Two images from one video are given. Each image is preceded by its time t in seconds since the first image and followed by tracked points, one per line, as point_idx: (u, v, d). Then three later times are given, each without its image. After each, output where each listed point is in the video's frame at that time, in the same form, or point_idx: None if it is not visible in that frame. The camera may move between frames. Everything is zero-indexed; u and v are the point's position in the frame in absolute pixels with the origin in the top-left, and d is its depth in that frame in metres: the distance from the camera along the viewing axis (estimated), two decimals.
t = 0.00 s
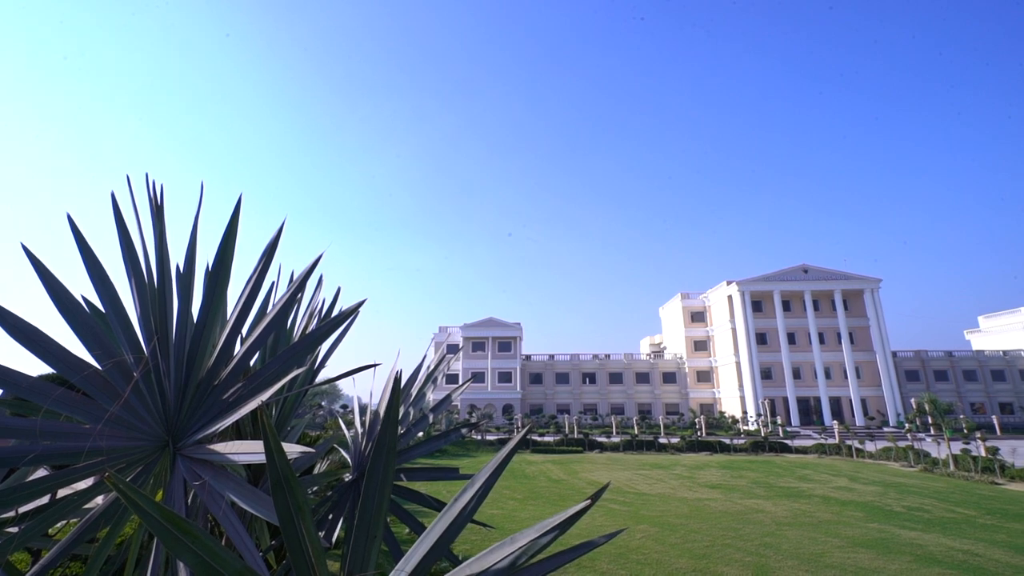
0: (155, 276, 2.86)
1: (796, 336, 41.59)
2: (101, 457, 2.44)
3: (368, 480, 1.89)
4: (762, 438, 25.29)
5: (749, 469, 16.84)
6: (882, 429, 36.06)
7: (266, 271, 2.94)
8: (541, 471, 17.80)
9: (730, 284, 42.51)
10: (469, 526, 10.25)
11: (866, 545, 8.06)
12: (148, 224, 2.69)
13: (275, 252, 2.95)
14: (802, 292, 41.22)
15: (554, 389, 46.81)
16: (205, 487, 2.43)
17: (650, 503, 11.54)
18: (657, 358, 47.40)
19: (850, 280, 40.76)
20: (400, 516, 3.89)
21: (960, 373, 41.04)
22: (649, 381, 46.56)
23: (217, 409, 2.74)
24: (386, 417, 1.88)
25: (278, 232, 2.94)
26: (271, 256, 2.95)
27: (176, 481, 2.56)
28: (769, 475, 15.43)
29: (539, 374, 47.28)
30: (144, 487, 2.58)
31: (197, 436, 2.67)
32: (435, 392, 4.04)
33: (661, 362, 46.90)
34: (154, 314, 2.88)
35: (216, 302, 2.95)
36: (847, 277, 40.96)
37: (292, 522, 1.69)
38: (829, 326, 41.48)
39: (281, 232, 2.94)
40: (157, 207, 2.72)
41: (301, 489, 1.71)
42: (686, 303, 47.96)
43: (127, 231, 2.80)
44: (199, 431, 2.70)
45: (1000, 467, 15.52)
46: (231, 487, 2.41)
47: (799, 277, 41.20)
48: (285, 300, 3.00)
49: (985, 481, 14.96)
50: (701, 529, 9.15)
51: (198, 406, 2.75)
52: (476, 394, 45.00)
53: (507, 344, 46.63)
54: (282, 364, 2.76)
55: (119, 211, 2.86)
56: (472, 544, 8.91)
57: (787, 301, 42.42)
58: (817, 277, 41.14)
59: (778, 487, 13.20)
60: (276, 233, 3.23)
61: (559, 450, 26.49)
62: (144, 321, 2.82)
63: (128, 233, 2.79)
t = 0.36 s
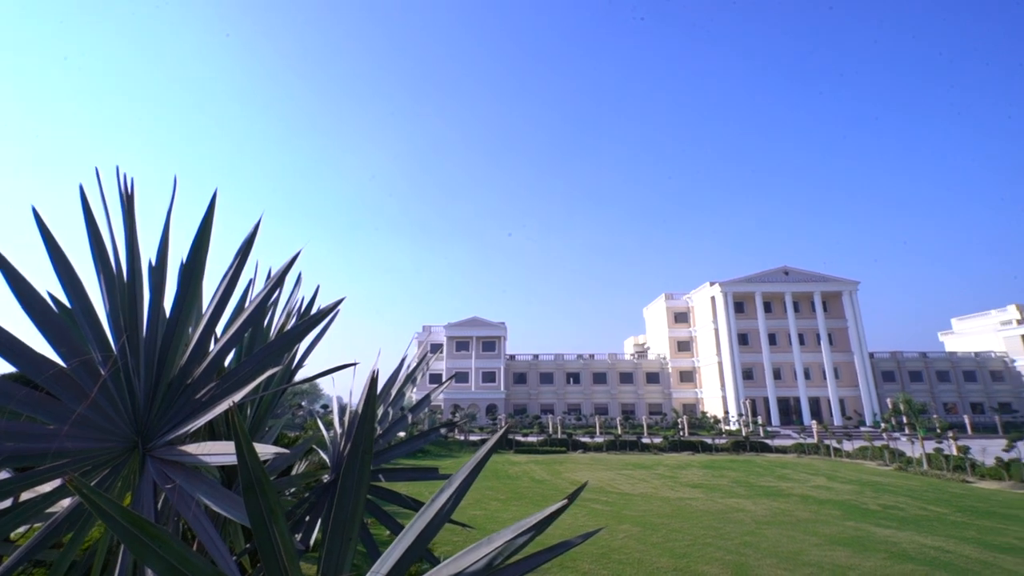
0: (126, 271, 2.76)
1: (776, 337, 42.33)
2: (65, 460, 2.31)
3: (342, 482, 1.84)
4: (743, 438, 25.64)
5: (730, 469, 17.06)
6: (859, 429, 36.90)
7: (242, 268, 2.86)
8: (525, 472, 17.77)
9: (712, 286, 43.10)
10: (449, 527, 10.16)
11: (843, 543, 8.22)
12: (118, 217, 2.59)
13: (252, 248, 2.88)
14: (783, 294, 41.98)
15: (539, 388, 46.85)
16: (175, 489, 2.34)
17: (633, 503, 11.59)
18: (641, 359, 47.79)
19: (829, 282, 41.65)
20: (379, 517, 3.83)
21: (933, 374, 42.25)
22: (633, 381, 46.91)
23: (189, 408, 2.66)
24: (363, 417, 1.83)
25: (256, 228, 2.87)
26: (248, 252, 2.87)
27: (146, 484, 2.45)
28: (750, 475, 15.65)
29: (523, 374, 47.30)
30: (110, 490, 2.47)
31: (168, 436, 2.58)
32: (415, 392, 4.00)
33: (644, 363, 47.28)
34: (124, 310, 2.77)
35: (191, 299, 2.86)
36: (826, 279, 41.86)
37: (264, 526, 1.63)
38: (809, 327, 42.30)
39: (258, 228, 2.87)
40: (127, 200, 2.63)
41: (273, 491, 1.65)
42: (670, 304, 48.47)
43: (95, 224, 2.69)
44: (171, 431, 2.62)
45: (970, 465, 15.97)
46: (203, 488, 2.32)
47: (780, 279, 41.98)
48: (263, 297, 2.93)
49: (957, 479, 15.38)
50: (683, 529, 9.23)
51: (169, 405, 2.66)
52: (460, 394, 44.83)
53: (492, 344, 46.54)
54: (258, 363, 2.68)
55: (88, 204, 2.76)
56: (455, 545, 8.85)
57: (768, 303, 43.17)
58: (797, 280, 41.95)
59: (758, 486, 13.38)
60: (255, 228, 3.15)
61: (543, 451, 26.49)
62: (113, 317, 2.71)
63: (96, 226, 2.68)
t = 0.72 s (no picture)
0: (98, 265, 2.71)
1: (756, 338, 43.07)
2: (34, 460, 2.23)
3: (318, 482, 1.83)
4: (723, 437, 26.03)
5: (710, 468, 17.31)
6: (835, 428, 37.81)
7: (220, 264, 2.82)
8: (508, 471, 17.77)
9: (695, 286, 43.65)
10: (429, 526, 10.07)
11: (817, 539, 8.42)
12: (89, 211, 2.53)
13: (230, 244, 2.84)
14: (763, 295, 42.71)
15: (523, 388, 46.89)
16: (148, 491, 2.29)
17: (614, 501, 11.68)
18: (625, 359, 48.13)
19: (807, 284, 42.52)
20: (358, 516, 3.81)
21: (906, 374, 43.48)
22: (616, 380, 47.23)
23: (164, 408, 2.61)
24: (339, 416, 1.83)
25: (234, 224, 2.83)
26: (226, 249, 2.83)
27: (119, 485, 2.39)
28: (729, 473, 15.91)
29: (507, 373, 47.30)
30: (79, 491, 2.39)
31: (141, 436, 2.52)
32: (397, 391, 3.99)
33: (627, 363, 47.65)
34: (96, 307, 2.70)
35: (165, 297, 2.81)
36: (805, 282, 42.74)
37: (238, 524, 1.61)
38: (787, 329, 43.13)
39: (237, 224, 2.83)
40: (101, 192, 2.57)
41: (247, 490, 1.64)
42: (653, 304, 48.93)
43: (65, 219, 2.63)
44: (144, 431, 2.56)
45: (940, 463, 16.46)
46: (178, 488, 2.27)
47: (760, 280, 42.70)
48: (241, 295, 2.88)
49: (927, 476, 15.85)
50: (663, 527, 9.33)
51: (143, 405, 2.60)
52: (443, 393, 44.62)
53: (476, 343, 46.41)
54: (235, 362, 2.64)
55: (59, 197, 2.69)
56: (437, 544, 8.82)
57: (749, 304, 43.90)
58: (777, 281, 42.69)
59: (738, 484, 13.61)
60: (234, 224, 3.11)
61: (527, 450, 26.51)
62: (84, 314, 2.65)
63: (67, 221, 2.62)
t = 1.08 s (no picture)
0: (68, 259, 2.65)
1: (738, 339, 43.72)
2: None
3: (293, 484, 1.81)
4: (705, 437, 26.37)
5: (692, 467, 17.51)
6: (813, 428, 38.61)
7: (196, 260, 2.78)
8: (493, 471, 17.75)
9: (679, 288, 44.11)
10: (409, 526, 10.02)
11: (795, 537, 8.57)
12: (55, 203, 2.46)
13: (207, 240, 2.79)
14: (745, 297, 43.36)
15: (508, 388, 46.91)
16: (118, 493, 2.25)
17: (597, 501, 11.74)
18: (610, 359, 48.42)
19: (788, 287, 43.28)
20: (339, 518, 3.77)
21: (881, 375, 44.51)
22: (601, 381, 47.49)
23: (137, 407, 2.56)
24: (315, 417, 1.81)
25: (211, 220, 2.79)
26: (203, 244, 2.79)
27: (87, 486, 2.34)
28: (711, 472, 16.11)
29: (493, 373, 47.27)
30: (46, 493, 2.34)
31: (112, 436, 2.47)
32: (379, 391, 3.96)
33: (612, 363, 47.96)
34: (66, 304, 2.64)
35: (140, 294, 2.76)
36: (786, 284, 43.49)
37: (209, 527, 1.59)
38: (768, 330, 43.86)
39: (215, 219, 2.79)
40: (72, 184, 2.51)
41: (218, 492, 1.61)
42: (638, 306, 49.35)
43: (34, 212, 2.56)
44: (115, 430, 2.51)
45: (913, 462, 16.87)
46: (150, 491, 2.23)
47: (742, 283, 43.30)
48: (218, 292, 2.83)
49: (900, 475, 16.23)
50: (645, 526, 9.41)
51: (115, 404, 2.55)
52: (428, 394, 44.39)
53: (462, 343, 46.28)
54: (212, 360, 2.59)
55: (26, 190, 2.62)
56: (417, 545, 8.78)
57: (731, 306, 44.55)
58: (759, 284, 43.34)
59: (719, 483, 13.80)
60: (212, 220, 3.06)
61: (512, 450, 26.52)
62: (53, 310, 2.58)
63: (35, 214, 2.56)
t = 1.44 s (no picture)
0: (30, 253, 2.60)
1: (717, 340, 44.42)
2: None
3: (261, 485, 1.82)
4: (685, 435, 26.78)
5: (671, 465, 17.76)
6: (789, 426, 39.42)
7: (167, 255, 2.75)
8: (475, 470, 17.78)
9: (660, 289, 44.63)
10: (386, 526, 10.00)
11: (770, 532, 8.78)
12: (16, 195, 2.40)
13: (179, 235, 2.76)
14: (725, 299, 44.08)
15: (492, 387, 46.90)
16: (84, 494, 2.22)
17: (578, 498, 11.86)
18: (592, 359, 48.73)
19: (766, 289, 44.10)
20: (317, 518, 3.75)
21: (854, 375, 45.65)
22: (584, 380, 47.79)
23: (103, 406, 2.53)
24: (284, 416, 1.83)
25: (183, 215, 2.76)
26: (174, 240, 2.76)
27: (50, 488, 2.30)
28: (690, 470, 16.38)
29: (476, 372, 47.21)
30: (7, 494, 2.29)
31: (76, 436, 2.44)
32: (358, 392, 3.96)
33: (595, 363, 48.28)
34: (29, 299, 2.59)
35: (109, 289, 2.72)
36: (764, 286, 44.31)
37: (173, 526, 1.60)
38: (747, 331, 44.67)
39: (187, 214, 2.76)
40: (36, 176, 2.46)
41: (181, 493, 1.62)
42: (621, 306, 49.83)
43: None
44: (80, 430, 2.48)
45: (882, 458, 17.38)
46: (117, 493, 2.20)
47: (722, 285, 43.98)
48: (189, 288, 2.81)
49: (870, 471, 16.72)
50: (625, 523, 9.54)
51: (80, 403, 2.52)
52: (411, 393, 44.14)
53: (445, 342, 46.14)
54: (182, 358, 2.57)
55: None
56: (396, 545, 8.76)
57: (711, 307, 45.25)
58: (738, 286, 44.07)
59: (698, 481, 14.04)
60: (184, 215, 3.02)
61: (494, 449, 26.57)
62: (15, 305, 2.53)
63: None
